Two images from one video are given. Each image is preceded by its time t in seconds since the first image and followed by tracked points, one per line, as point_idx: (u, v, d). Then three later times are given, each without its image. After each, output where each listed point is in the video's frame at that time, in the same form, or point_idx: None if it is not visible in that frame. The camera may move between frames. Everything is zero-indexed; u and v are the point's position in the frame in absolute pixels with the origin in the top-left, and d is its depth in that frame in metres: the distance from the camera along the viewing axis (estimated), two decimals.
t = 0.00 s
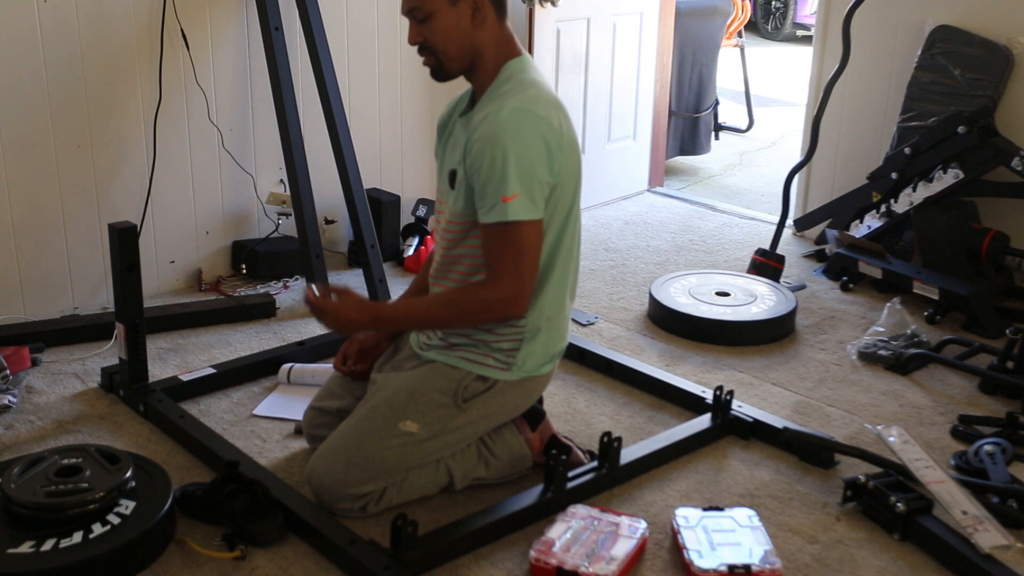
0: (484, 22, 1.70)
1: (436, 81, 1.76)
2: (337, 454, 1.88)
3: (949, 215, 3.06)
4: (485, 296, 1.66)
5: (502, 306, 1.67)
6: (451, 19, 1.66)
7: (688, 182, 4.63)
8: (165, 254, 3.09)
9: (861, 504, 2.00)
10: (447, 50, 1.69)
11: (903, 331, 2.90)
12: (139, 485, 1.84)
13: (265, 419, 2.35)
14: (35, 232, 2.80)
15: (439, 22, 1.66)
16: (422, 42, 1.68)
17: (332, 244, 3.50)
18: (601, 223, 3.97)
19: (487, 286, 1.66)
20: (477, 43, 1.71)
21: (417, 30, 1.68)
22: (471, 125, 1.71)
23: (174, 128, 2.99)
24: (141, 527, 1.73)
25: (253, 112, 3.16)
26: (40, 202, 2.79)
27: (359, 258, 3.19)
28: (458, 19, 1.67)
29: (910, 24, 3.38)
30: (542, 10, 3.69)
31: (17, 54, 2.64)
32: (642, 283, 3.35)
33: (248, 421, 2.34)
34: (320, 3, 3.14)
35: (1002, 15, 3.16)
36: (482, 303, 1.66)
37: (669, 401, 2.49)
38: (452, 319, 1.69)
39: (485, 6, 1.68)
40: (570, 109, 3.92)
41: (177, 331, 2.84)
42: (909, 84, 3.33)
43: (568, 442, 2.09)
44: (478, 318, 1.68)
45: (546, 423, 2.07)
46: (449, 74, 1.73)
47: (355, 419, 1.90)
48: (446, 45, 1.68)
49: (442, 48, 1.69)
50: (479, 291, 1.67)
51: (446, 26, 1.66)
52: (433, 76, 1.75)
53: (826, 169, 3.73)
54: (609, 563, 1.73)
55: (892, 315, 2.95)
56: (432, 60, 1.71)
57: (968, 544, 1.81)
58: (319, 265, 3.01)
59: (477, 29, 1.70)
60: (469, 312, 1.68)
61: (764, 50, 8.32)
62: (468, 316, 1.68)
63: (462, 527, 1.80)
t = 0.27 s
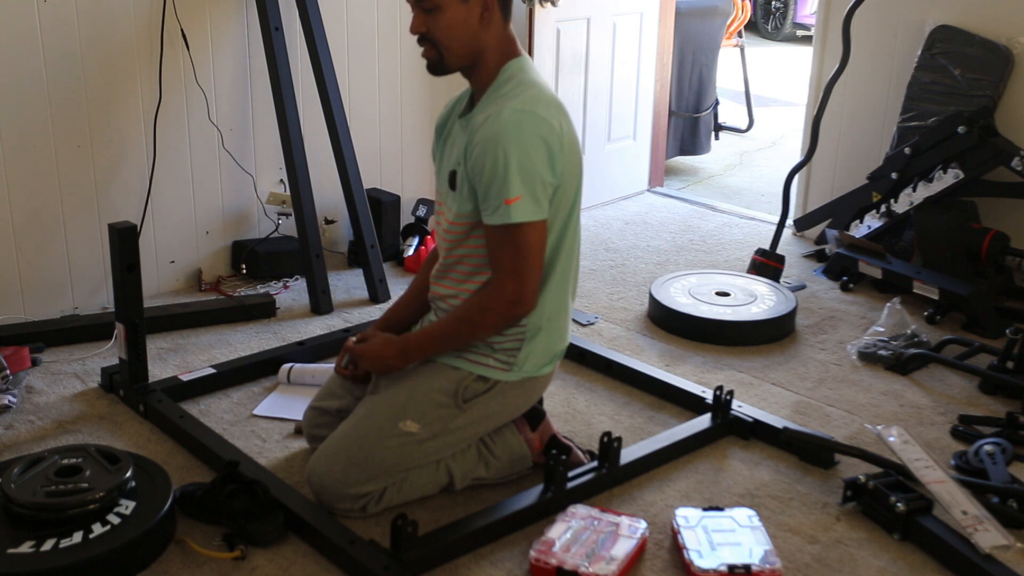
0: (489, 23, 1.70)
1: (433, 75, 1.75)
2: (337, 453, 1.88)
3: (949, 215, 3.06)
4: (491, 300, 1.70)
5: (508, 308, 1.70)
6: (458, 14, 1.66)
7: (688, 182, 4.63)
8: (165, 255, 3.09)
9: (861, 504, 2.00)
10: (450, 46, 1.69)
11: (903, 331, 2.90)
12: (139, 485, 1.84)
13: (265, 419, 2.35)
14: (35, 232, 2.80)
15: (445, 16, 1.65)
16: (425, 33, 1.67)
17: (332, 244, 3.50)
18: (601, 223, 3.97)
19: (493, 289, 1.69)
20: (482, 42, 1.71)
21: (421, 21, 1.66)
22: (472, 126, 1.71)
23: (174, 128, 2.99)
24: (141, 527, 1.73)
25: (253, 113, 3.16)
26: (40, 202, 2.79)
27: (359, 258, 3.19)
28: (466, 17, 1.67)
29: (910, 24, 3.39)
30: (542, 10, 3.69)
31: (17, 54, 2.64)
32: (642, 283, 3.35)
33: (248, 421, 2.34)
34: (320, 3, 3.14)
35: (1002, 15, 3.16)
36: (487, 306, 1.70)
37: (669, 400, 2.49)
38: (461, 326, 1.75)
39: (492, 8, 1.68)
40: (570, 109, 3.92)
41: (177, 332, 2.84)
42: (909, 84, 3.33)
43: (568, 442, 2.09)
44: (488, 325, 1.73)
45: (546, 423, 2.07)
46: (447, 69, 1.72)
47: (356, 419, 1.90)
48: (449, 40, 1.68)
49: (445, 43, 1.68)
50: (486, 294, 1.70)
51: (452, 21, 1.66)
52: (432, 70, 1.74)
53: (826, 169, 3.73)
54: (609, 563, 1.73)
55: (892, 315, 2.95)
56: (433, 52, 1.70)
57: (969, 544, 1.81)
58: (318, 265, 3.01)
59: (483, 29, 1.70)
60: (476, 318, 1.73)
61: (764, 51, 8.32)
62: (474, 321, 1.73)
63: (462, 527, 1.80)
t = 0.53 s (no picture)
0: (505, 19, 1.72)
1: (444, 64, 1.74)
2: (337, 453, 1.88)
3: (949, 215, 3.06)
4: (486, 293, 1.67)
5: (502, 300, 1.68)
6: (481, 7, 1.67)
7: (688, 182, 4.63)
8: (165, 255, 3.09)
9: (861, 504, 2.00)
10: (469, 37, 1.69)
11: (903, 331, 2.90)
12: (139, 485, 1.84)
13: (265, 419, 2.35)
14: (35, 232, 2.80)
15: (468, 8, 1.66)
16: (446, 21, 1.67)
17: (331, 244, 3.50)
18: (601, 223, 3.97)
19: (494, 285, 1.67)
20: (496, 40, 1.73)
21: (444, 9, 1.66)
22: (476, 125, 1.72)
23: (174, 128, 2.99)
24: (141, 527, 1.73)
25: (253, 112, 3.16)
26: (40, 202, 2.79)
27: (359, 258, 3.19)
28: (489, 12, 1.69)
29: (910, 24, 3.39)
30: (542, 11, 3.70)
31: (16, 54, 2.64)
32: (642, 283, 3.35)
33: (248, 421, 2.34)
34: (320, 3, 3.14)
35: (1002, 15, 3.16)
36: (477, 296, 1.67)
37: (669, 401, 2.49)
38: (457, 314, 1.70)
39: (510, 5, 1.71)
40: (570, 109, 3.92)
41: (177, 332, 2.84)
42: (909, 84, 3.33)
43: (568, 442, 2.09)
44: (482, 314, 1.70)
45: (546, 423, 2.07)
46: (460, 59, 1.72)
47: (356, 419, 1.90)
48: (469, 31, 1.69)
49: (465, 33, 1.69)
50: (484, 290, 1.67)
51: (475, 13, 1.67)
52: (442, 60, 1.73)
53: (826, 169, 3.73)
54: (609, 563, 1.73)
55: (892, 315, 2.95)
56: (451, 41, 1.69)
57: (969, 544, 1.81)
58: (318, 265, 3.01)
59: (500, 27, 1.72)
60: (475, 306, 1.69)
61: (764, 51, 8.32)
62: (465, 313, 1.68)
63: (462, 527, 1.80)
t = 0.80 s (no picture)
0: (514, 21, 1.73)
1: (449, 60, 1.75)
2: (337, 453, 1.88)
3: (949, 215, 3.06)
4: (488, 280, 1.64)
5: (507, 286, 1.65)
6: (492, 5, 1.68)
7: (688, 182, 4.63)
8: (165, 254, 3.09)
9: (861, 504, 2.00)
10: (478, 34, 1.70)
11: (903, 331, 2.90)
12: (139, 485, 1.84)
13: (265, 419, 2.35)
14: (35, 232, 2.80)
15: (480, 5, 1.67)
16: (456, 16, 1.68)
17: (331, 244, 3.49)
18: (601, 223, 3.97)
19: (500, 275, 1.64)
20: (504, 39, 1.74)
21: (456, 4, 1.67)
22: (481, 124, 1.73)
23: (174, 128, 2.99)
24: (141, 527, 1.73)
25: (253, 112, 3.16)
26: (40, 202, 2.79)
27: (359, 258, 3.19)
28: (500, 12, 1.70)
29: (910, 24, 3.39)
30: (542, 11, 3.70)
31: (16, 54, 2.64)
32: (642, 283, 3.35)
33: (248, 421, 2.34)
34: (320, 3, 3.14)
35: (1002, 15, 3.16)
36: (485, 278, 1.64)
37: (669, 401, 2.49)
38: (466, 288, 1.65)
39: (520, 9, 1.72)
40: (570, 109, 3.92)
41: (177, 332, 2.84)
42: (909, 84, 3.33)
43: (568, 443, 2.09)
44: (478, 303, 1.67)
45: (546, 423, 2.07)
46: (466, 55, 1.73)
47: (355, 418, 1.90)
48: (478, 28, 1.69)
49: (474, 30, 1.69)
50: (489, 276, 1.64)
51: (485, 11, 1.68)
52: (448, 56, 1.73)
53: (826, 169, 3.73)
54: (609, 563, 1.73)
55: (892, 315, 2.95)
56: (458, 36, 1.70)
57: (969, 545, 1.81)
58: (318, 265, 3.01)
59: (509, 28, 1.73)
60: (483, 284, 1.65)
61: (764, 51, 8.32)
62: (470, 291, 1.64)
63: (462, 527, 1.80)
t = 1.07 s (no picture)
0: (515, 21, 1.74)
1: (450, 58, 1.75)
2: (337, 453, 1.88)
3: (949, 215, 3.06)
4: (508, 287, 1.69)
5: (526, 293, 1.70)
6: (494, 4, 1.69)
7: (688, 182, 4.63)
8: (165, 255, 3.09)
9: (860, 504, 2.00)
10: (479, 33, 1.71)
11: (903, 331, 2.90)
12: (139, 485, 1.84)
13: (265, 419, 2.35)
14: (35, 232, 2.80)
15: (481, 4, 1.68)
16: (457, 14, 1.68)
17: (332, 244, 3.49)
18: (601, 223, 3.97)
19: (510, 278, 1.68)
20: (504, 39, 1.74)
21: (458, 1, 1.67)
22: (484, 122, 1.73)
23: (174, 128, 2.99)
24: (141, 527, 1.73)
25: (253, 112, 3.16)
26: (40, 202, 2.79)
27: (359, 258, 3.19)
28: (501, 11, 1.70)
29: (910, 24, 3.39)
30: (542, 10, 3.70)
31: (16, 54, 2.64)
32: (642, 283, 3.35)
33: (248, 421, 2.34)
34: (320, 3, 3.14)
35: (1002, 15, 3.16)
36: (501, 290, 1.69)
37: (669, 401, 2.49)
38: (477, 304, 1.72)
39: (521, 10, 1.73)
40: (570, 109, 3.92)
41: (177, 332, 2.84)
42: (909, 84, 3.33)
43: (568, 443, 2.09)
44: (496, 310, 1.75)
45: (546, 424, 2.07)
46: (467, 53, 1.73)
47: (356, 419, 1.90)
48: (479, 26, 1.70)
49: (475, 29, 1.70)
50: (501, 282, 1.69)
51: (486, 9, 1.69)
52: (449, 54, 1.74)
53: (826, 169, 3.73)
54: (609, 563, 1.73)
55: (892, 315, 2.95)
56: (460, 34, 1.70)
57: (969, 544, 1.81)
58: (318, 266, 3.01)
59: (510, 27, 1.73)
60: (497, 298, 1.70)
61: (764, 51, 8.32)
62: (486, 307, 1.70)
63: (462, 527, 1.80)
